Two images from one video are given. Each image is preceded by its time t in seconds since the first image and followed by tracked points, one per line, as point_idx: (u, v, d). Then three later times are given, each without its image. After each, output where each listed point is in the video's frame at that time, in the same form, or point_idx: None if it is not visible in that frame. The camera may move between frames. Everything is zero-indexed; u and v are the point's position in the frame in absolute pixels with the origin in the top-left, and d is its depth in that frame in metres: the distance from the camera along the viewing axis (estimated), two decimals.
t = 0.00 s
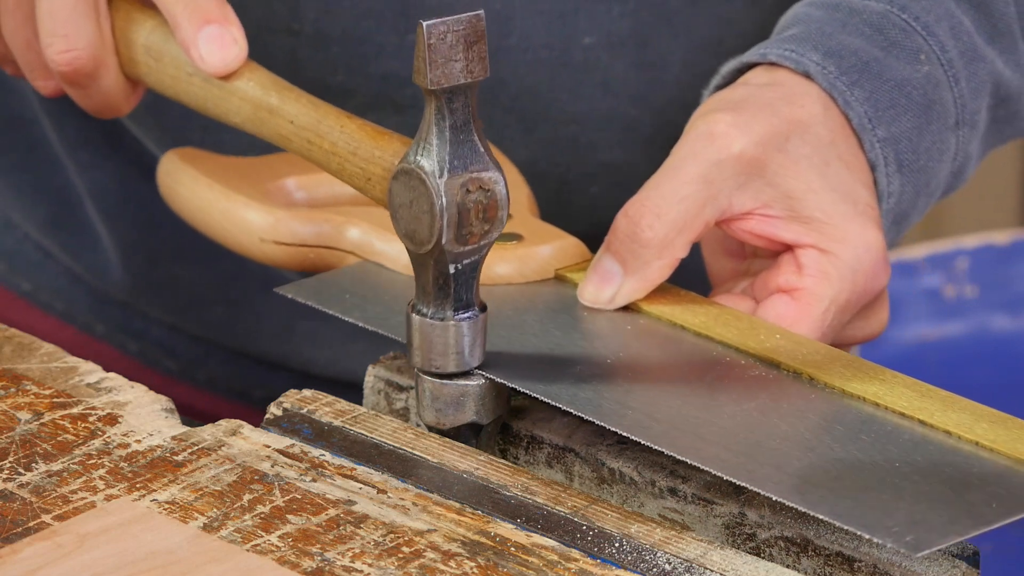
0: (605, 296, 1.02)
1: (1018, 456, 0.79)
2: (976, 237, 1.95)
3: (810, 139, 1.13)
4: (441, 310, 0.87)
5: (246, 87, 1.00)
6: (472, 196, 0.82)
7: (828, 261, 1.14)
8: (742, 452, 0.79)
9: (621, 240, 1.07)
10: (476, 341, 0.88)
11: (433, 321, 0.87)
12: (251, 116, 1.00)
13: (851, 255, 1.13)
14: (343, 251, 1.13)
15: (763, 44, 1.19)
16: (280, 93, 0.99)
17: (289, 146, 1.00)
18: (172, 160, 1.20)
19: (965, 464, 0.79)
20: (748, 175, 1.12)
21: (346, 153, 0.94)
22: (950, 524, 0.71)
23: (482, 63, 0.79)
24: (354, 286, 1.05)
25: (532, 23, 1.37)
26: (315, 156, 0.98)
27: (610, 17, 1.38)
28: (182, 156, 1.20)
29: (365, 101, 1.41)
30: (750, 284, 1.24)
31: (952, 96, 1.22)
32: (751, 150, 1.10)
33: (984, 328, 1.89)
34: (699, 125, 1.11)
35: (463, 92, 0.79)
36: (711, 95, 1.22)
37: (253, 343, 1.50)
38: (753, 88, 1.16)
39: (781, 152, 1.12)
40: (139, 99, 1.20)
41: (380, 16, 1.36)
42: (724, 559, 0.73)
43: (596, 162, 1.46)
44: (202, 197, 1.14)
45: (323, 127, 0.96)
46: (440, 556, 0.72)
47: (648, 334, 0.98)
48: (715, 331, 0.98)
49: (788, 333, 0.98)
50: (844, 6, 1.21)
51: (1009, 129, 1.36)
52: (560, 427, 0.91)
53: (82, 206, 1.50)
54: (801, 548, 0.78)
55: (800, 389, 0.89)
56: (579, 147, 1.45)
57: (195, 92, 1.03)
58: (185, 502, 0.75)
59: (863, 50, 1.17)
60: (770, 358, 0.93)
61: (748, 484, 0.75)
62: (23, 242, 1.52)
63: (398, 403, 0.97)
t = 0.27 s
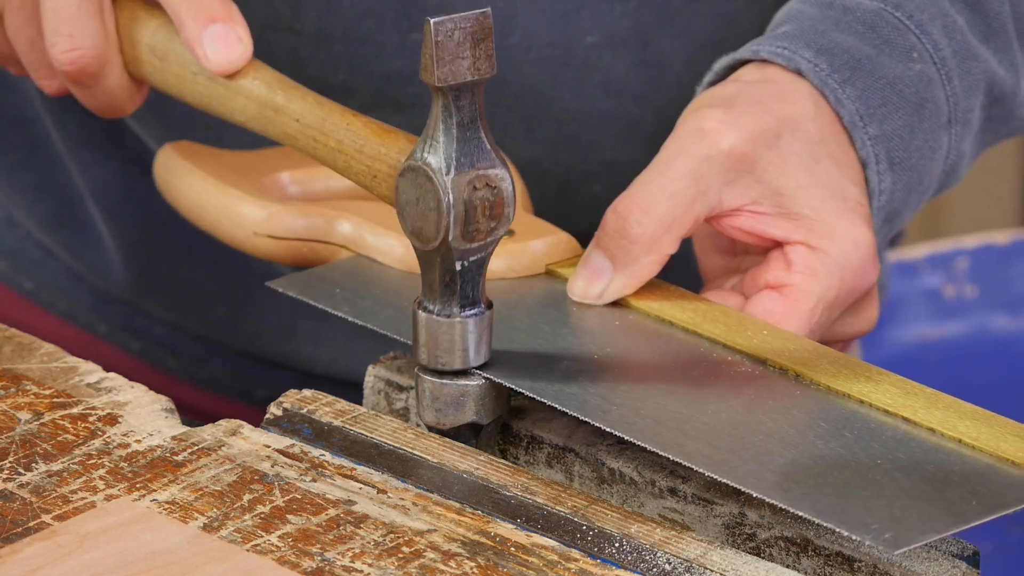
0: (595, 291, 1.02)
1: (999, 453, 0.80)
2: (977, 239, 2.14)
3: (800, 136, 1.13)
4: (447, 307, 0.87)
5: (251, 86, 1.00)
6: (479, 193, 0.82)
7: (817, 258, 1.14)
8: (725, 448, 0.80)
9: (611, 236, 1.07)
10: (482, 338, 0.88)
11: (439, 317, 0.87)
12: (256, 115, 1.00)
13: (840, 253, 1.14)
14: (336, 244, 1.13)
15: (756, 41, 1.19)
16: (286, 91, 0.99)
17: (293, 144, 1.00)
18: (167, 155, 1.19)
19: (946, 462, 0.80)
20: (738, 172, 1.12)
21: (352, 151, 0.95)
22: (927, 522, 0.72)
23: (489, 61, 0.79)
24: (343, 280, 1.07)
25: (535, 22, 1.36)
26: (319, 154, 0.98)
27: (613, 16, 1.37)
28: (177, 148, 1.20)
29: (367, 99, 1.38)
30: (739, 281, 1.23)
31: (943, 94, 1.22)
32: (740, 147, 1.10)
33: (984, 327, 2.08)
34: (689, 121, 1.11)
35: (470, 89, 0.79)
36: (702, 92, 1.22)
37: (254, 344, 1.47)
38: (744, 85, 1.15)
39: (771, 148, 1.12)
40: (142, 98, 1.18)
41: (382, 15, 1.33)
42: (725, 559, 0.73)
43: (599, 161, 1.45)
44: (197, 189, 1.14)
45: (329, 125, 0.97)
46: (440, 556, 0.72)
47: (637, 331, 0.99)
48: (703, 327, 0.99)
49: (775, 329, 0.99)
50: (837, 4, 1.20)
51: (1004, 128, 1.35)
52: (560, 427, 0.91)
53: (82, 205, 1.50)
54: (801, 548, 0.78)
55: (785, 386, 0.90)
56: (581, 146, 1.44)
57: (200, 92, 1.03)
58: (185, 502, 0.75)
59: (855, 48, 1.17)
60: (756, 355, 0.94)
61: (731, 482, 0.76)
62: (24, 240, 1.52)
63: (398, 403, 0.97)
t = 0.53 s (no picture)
0: (586, 286, 1.02)
1: (983, 446, 0.81)
2: (978, 239, 2.17)
3: (792, 133, 1.13)
4: (439, 302, 0.86)
5: (245, 82, 1.00)
6: (469, 188, 0.82)
7: (807, 254, 1.13)
8: (710, 442, 0.81)
9: (600, 232, 1.07)
10: (474, 333, 0.88)
11: (430, 313, 0.87)
12: (249, 111, 1.01)
13: (829, 249, 1.14)
14: (330, 240, 1.13)
15: (749, 38, 1.18)
16: (280, 87, 1.00)
17: (288, 141, 1.01)
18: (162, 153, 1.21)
19: (931, 455, 0.80)
20: (728, 168, 1.12)
21: (344, 147, 0.96)
22: (911, 515, 0.72)
23: (479, 56, 0.79)
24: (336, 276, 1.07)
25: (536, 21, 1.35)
26: (313, 150, 0.99)
27: (614, 15, 1.36)
28: (173, 147, 1.21)
29: (368, 97, 1.38)
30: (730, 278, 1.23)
31: (936, 92, 1.21)
32: (729, 144, 1.10)
33: (984, 327, 2.09)
34: (681, 117, 1.11)
35: (460, 85, 0.79)
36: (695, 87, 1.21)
37: (256, 344, 1.46)
38: (734, 83, 1.15)
39: (762, 145, 1.12)
40: (140, 96, 1.18)
41: (382, 13, 1.32)
42: (724, 559, 0.73)
43: (600, 159, 1.45)
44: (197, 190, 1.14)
45: (322, 122, 0.98)
46: (440, 556, 0.72)
47: (626, 326, 0.99)
48: (692, 322, 0.99)
49: (764, 324, 1.00)
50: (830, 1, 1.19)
51: (996, 126, 1.34)
52: (560, 427, 0.91)
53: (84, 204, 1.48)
54: (801, 548, 0.78)
55: (772, 381, 0.90)
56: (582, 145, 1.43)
57: (194, 88, 1.03)
58: (185, 502, 0.75)
59: (848, 45, 1.16)
60: (744, 349, 0.95)
61: (715, 475, 0.77)
62: (25, 239, 1.51)
63: (397, 403, 0.97)
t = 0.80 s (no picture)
0: (576, 282, 1.02)
1: (968, 444, 0.81)
2: (978, 239, 2.16)
3: (783, 130, 1.13)
4: (442, 300, 0.86)
5: (247, 80, 1.00)
6: (472, 185, 0.82)
7: (796, 252, 1.14)
8: (695, 438, 0.81)
9: (591, 228, 1.07)
10: (477, 331, 0.88)
11: (434, 310, 0.87)
12: (252, 109, 1.01)
13: (820, 246, 1.13)
14: (324, 235, 1.14)
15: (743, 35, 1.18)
16: (282, 85, 1.00)
17: (290, 139, 1.01)
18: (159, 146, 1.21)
19: (915, 453, 0.80)
20: (720, 166, 1.12)
21: (346, 145, 0.96)
22: (894, 513, 0.72)
23: (481, 54, 0.79)
24: (330, 272, 1.08)
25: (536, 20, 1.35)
26: (314, 147, 0.99)
27: (614, 13, 1.35)
28: (170, 140, 1.22)
29: (369, 96, 1.37)
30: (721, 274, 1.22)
31: (930, 91, 1.21)
32: (722, 140, 1.10)
33: (984, 327, 2.10)
34: (671, 114, 1.11)
35: (462, 82, 0.79)
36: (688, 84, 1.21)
37: (258, 343, 1.46)
38: (728, 79, 1.15)
39: (754, 142, 1.12)
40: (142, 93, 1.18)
41: (381, 12, 1.32)
42: (725, 559, 0.73)
43: (601, 159, 1.44)
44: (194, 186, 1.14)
45: (324, 119, 0.98)
46: (440, 556, 0.72)
47: (614, 321, 1.00)
48: (680, 318, 0.99)
49: (752, 321, 1.00)
50: None
51: (991, 125, 1.34)
52: (559, 427, 0.91)
53: (85, 204, 1.48)
54: (801, 548, 0.78)
55: (760, 377, 0.91)
56: (583, 145, 1.43)
57: (197, 86, 1.03)
58: (185, 502, 0.75)
59: (841, 43, 1.16)
60: (733, 346, 0.95)
61: (698, 470, 0.77)
62: (27, 239, 1.50)
63: (398, 403, 0.97)
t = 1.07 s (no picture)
0: (567, 279, 1.03)
1: (954, 441, 0.81)
2: (978, 239, 2.17)
3: (775, 128, 1.12)
4: (437, 303, 0.86)
5: (245, 83, 1.00)
6: (468, 188, 0.82)
7: (787, 249, 1.13)
8: (684, 435, 0.81)
9: (582, 225, 1.07)
10: (472, 334, 0.88)
11: (429, 313, 0.87)
12: (249, 112, 1.01)
13: (810, 243, 1.13)
14: (317, 231, 1.14)
15: (736, 32, 1.17)
16: (279, 88, 1.00)
17: (287, 140, 1.01)
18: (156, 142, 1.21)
19: (901, 449, 0.81)
20: (711, 163, 1.11)
21: (343, 147, 0.96)
22: (878, 509, 0.73)
23: (479, 57, 0.79)
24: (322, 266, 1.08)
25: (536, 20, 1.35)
26: (312, 150, 0.99)
27: (613, 12, 1.35)
28: (166, 135, 1.22)
29: (370, 96, 1.37)
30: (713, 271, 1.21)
31: (923, 89, 1.20)
32: (713, 137, 1.09)
33: (984, 327, 2.10)
34: (663, 111, 1.10)
35: (459, 85, 0.79)
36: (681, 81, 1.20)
37: (258, 343, 1.46)
38: (720, 76, 1.14)
39: (744, 140, 1.12)
40: (139, 96, 1.18)
41: (380, 11, 1.32)
42: (725, 559, 0.73)
43: (601, 159, 1.43)
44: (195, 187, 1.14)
45: (322, 122, 0.98)
46: (440, 556, 0.72)
47: (603, 318, 1.00)
48: (670, 314, 1.00)
49: (741, 317, 1.00)
50: None
51: (985, 122, 1.34)
52: (560, 427, 0.91)
53: (85, 204, 1.48)
54: (801, 548, 0.78)
55: (746, 371, 0.91)
56: (583, 146, 1.42)
57: (194, 88, 1.03)
58: (185, 502, 0.75)
59: (834, 41, 1.16)
60: (721, 342, 0.95)
61: (686, 466, 0.78)
62: (26, 239, 1.50)
63: (398, 403, 0.97)
